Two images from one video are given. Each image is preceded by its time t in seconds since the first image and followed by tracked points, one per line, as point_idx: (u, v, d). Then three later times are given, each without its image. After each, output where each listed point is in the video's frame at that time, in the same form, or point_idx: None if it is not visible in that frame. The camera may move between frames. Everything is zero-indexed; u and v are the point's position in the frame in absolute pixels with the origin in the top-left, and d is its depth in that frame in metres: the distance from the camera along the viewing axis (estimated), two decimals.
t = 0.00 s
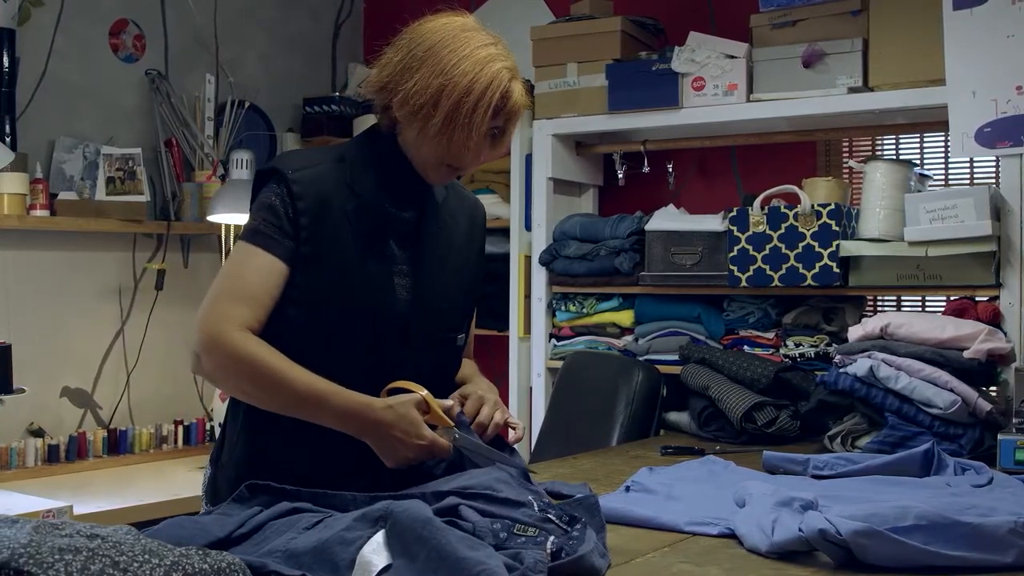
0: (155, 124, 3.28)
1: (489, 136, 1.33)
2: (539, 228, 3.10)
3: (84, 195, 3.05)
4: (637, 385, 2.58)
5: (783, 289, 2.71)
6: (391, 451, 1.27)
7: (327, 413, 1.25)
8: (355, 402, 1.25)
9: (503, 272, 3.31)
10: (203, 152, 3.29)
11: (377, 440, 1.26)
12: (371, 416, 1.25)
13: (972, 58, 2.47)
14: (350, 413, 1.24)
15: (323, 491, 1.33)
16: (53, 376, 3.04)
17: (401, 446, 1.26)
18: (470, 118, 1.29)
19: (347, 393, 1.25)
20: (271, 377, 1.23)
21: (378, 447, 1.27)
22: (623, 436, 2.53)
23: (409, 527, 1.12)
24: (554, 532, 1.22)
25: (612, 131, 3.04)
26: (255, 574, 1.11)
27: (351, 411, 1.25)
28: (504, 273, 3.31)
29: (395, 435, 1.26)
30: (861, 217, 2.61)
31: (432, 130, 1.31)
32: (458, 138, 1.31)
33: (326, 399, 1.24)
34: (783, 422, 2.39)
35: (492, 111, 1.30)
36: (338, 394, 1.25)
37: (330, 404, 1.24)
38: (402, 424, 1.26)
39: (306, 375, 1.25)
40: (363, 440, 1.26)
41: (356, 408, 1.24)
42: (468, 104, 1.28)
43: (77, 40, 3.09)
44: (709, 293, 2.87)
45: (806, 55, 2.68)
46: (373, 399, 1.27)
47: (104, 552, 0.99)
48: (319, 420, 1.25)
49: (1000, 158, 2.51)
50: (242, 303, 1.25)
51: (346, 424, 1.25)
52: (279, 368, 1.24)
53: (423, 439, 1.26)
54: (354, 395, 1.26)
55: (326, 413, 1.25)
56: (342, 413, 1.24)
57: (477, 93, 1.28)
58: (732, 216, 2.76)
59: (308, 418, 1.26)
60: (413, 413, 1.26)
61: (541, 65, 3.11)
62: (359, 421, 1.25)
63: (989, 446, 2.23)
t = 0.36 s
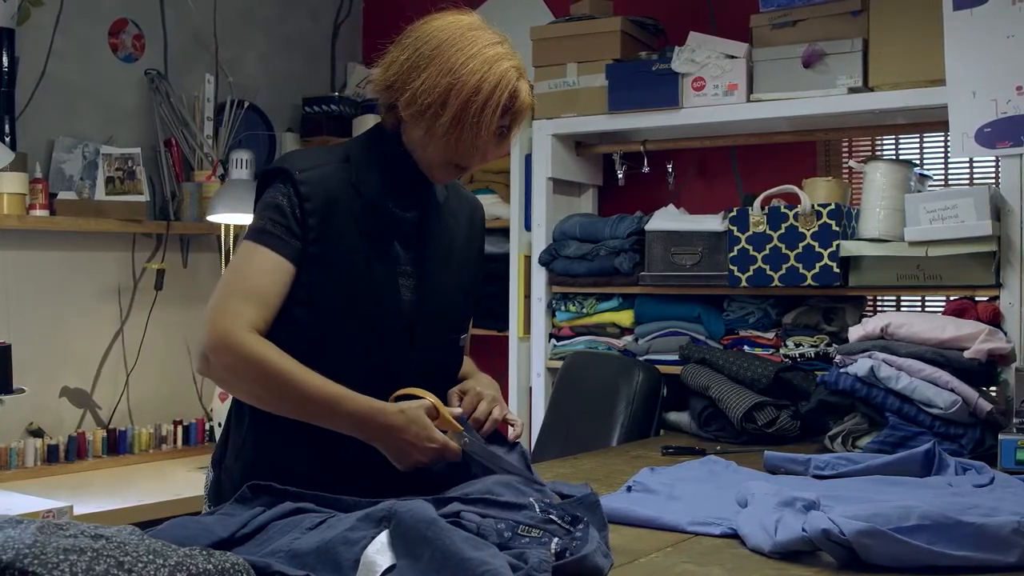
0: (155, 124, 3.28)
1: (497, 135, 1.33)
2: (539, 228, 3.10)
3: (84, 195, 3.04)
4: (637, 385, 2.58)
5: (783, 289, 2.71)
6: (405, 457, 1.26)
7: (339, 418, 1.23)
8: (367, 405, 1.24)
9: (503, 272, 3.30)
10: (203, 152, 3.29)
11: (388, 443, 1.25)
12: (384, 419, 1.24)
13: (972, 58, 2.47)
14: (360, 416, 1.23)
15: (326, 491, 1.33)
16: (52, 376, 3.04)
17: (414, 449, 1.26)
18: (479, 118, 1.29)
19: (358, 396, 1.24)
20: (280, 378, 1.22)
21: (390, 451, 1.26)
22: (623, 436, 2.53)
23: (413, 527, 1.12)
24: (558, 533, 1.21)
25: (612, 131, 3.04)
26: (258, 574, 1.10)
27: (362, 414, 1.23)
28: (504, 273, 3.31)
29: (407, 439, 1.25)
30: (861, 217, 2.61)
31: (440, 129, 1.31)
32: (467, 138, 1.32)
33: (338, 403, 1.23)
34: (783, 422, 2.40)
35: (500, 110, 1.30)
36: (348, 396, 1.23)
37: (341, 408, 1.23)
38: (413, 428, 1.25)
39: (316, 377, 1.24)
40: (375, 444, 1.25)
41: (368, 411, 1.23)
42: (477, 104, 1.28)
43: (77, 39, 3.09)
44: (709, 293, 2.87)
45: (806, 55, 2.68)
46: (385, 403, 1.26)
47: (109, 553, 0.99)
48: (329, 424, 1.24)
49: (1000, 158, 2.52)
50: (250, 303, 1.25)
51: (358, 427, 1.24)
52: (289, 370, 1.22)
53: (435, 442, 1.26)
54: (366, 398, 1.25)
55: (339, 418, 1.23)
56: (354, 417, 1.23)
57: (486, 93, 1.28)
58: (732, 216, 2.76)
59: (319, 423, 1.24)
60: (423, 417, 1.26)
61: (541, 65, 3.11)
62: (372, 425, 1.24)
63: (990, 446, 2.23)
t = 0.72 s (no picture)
0: (154, 124, 3.27)
1: (499, 133, 1.34)
2: (539, 228, 3.10)
3: (83, 195, 3.04)
4: (638, 385, 2.58)
5: (783, 289, 2.71)
6: (427, 466, 1.29)
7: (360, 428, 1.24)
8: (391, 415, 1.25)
9: (503, 272, 3.30)
10: (202, 151, 3.28)
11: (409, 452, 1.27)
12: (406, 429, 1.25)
13: (972, 58, 2.47)
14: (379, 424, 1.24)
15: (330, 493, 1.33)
16: (52, 376, 3.03)
17: (435, 458, 1.29)
18: (482, 116, 1.30)
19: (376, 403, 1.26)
20: (297, 387, 1.21)
21: (411, 459, 1.28)
22: (624, 436, 2.53)
23: (417, 527, 1.12)
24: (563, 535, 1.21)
25: (612, 131, 3.04)
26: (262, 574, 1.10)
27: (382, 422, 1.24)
28: (504, 273, 3.31)
29: (432, 448, 1.28)
30: (861, 217, 2.61)
31: (443, 127, 1.31)
32: (469, 135, 1.32)
33: (363, 414, 1.23)
34: (783, 422, 2.40)
35: (503, 107, 1.31)
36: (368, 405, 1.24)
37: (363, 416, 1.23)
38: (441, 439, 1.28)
39: (336, 386, 1.24)
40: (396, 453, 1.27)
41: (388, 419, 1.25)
42: (480, 102, 1.29)
43: (76, 39, 3.08)
44: (709, 293, 2.87)
45: (806, 55, 2.69)
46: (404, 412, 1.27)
47: (113, 553, 0.98)
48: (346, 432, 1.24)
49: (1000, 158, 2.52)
50: (262, 309, 1.23)
51: (379, 435, 1.25)
52: (310, 379, 1.22)
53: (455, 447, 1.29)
54: (385, 408, 1.26)
55: (359, 428, 1.24)
56: (376, 428, 1.24)
57: (490, 90, 1.28)
58: (732, 216, 2.76)
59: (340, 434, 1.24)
60: (448, 425, 1.29)
61: (541, 65, 3.11)
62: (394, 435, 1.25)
63: (991, 446, 2.23)
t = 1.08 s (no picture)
0: (154, 124, 3.27)
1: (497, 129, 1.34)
2: (539, 228, 3.11)
3: (83, 194, 3.04)
4: (638, 385, 2.58)
5: (783, 289, 2.72)
6: (442, 478, 1.29)
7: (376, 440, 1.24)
8: (407, 429, 1.24)
9: (503, 272, 3.30)
10: (202, 151, 3.28)
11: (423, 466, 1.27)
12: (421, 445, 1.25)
13: (972, 58, 2.48)
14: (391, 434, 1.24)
15: (333, 492, 1.33)
16: (52, 376, 3.03)
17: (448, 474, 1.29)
18: (481, 111, 1.29)
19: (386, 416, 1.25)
20: (308, 395, 1.22)
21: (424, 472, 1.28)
22: (624, 436, 2.53)
23: (422, 528, 1.12)
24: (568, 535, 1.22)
25: (612, 131, 3.04)
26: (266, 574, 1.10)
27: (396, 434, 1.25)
28: (504, 273, 3.31)
29: (447, 460, 1.27)
30: (862, 217, 2.61)
31: (440, 124, 1.31)
32: (467, 131, 1.32)
33: (377, 427, 1.23)
34: (783, 422, 2.40)
35: (500, 102, 1.31)
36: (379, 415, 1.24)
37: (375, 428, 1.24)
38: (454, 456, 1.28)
39: (346, 398, 1.24)
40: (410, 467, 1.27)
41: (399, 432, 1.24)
42: (478, 97, 1.28)
43: (76, 39, 3.08)
44: (710, 293, 2.87)
45: (806, 55, 2.69)
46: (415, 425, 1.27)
47: (118, 554, 0.98)
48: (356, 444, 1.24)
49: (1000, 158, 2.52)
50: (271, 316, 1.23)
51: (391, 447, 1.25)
52: (321, 393, 1.22)
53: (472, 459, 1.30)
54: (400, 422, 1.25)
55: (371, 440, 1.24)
56: (393, 441, 1.24)
57: (488, 84, 1.28)
58: (732, 216, 2.76)
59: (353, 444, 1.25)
60: (461, 437, 1.28)
61: (541, 65, 3.11)
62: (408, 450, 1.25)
63: (991, 446, 2.23)
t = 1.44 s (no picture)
0: (154, 124, 3.27)
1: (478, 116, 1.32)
2: (539, 228, 3.10)
3: (82, 194, 3.04)
4: (639, 385, 2.58)
5: (783, 289, 2.72)
6: (457, 483, 1.29)
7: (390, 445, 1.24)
8: (418, 435, 1.25)
9: (502, 272, 3.31)
10: (202, 151, 3.27)
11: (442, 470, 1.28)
12: (436, 448, 1.26)
13: (973, 58, 2.48)
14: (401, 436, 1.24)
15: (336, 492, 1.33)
16: (52, 376, 3.03)
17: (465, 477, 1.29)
18: (461, 99, 1.28)
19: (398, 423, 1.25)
20: (314, 400, 1.22)
21: (440, 477, 1.28)
22: (625, 436, 2.53)
23: (426, 528, 1.12)
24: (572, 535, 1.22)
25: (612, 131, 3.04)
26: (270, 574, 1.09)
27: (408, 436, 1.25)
28: (504, 273, 3.31)
29: (457, 462, 1.28)
30: (862, 217, 2.61)
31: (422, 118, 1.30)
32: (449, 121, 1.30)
33: (386, 434, 1.23)
34: (784, 422, 2.40)
35: (479, 89, 1.29)
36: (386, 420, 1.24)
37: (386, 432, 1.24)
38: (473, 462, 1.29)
39: (353, 404, 1.24)
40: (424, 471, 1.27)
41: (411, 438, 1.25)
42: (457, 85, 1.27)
43: (76, 38, 3.08)
44: (710, 293, 2.88)
45: (807, 56, 2.69)
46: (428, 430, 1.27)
47: (123, 554, 0.98)
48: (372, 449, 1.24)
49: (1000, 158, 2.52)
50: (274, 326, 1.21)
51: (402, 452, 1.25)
52: (331, 399, 1.22)
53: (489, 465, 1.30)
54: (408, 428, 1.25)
55: (385, 446, 1.24)
56: (403, 447, 1.24)
57: (466, 71, 1.27)
58: (733, 216, 2.76)
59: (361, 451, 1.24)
60: (471, 440, 1.29)
61: (541, 65, 3.11)
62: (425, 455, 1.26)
63: (992, 446, 2.24)
